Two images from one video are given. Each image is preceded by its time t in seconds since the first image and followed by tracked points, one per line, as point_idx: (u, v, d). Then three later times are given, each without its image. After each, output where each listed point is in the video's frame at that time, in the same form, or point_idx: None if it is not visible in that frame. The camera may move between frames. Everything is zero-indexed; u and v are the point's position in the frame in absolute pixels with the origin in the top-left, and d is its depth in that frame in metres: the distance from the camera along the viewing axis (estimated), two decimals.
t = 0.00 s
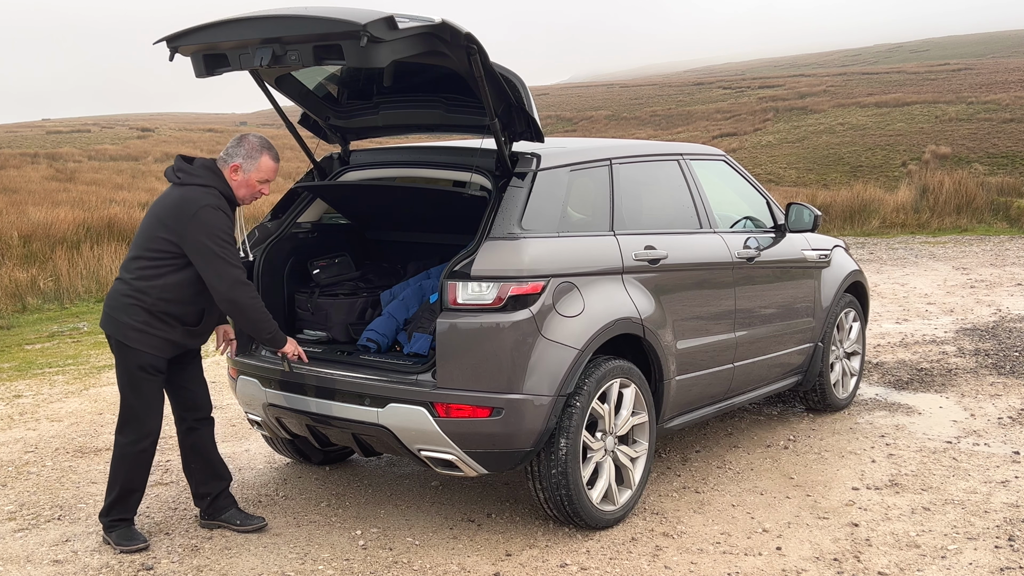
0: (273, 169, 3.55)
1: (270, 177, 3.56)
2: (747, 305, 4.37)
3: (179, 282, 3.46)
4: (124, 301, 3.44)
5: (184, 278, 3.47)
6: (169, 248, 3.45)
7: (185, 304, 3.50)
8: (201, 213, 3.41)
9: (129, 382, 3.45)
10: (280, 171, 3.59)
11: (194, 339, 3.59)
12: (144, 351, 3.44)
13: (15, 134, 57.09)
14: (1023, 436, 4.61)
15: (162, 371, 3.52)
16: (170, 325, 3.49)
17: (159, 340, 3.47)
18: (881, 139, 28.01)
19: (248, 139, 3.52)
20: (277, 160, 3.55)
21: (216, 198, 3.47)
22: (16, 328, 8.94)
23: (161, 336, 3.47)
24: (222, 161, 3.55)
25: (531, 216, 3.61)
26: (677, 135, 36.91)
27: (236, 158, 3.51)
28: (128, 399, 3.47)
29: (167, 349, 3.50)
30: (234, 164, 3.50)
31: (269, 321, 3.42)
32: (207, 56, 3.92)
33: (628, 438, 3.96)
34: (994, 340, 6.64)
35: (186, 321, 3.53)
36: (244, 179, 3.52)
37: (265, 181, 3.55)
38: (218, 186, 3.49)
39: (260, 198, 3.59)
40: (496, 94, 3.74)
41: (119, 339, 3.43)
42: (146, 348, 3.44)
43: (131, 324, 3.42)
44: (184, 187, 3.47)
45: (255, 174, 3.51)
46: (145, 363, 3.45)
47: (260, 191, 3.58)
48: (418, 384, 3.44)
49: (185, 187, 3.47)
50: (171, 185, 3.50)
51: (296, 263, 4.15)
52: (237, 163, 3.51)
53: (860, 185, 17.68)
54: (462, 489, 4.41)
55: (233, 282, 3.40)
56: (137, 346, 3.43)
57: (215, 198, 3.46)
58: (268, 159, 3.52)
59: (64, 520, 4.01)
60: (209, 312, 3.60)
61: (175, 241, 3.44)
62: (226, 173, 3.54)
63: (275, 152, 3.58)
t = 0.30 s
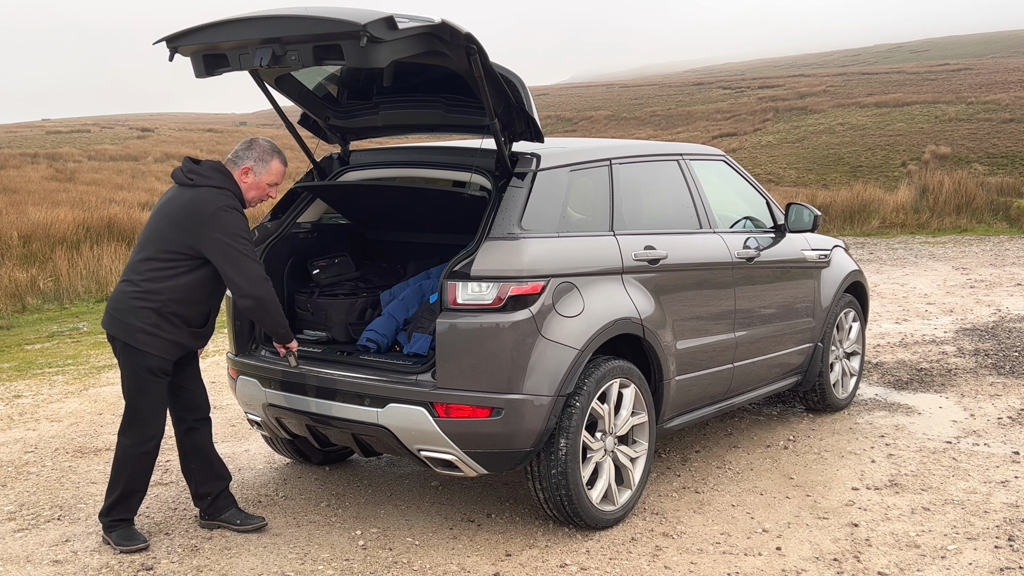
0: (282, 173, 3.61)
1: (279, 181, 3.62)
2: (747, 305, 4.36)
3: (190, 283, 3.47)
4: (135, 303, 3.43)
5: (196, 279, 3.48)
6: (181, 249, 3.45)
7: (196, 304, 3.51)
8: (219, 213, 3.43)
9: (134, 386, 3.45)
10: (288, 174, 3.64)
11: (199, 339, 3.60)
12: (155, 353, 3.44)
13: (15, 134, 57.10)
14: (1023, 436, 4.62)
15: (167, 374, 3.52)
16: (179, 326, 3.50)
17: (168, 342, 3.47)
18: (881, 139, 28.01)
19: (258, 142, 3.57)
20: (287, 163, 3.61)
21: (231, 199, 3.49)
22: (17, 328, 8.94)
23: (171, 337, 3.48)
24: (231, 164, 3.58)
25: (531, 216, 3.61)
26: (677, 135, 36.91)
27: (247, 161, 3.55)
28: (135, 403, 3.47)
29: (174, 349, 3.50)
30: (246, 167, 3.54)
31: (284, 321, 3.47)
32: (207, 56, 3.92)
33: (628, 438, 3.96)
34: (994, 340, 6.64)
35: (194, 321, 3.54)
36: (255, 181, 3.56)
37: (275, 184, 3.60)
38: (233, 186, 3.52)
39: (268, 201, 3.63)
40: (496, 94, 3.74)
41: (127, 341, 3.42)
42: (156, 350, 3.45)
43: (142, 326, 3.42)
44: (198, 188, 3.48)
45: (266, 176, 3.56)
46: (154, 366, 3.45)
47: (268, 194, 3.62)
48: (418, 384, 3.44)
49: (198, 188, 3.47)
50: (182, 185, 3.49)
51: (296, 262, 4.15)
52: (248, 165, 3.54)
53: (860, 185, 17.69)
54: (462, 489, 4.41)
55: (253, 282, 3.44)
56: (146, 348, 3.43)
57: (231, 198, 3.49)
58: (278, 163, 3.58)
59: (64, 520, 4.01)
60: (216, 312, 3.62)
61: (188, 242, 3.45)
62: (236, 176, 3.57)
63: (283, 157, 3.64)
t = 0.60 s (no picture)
0: (274, 165, 3.63)
1: (272, 173, 3.64)
2: (746, 305, 4.36)
3: (188, 280, 3.47)
4: (136, 302, 3.43)
5: (193, 277, 3.48)
6: (177, 247, 3.45)
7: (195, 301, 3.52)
8: (214, 207, 3.44)
9: (134, 386, 3.45)
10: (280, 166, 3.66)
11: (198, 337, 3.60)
12: (158, 353, 3.45)
13: (15, 133, 57.11)
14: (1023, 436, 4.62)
15: (166, 374, 3.52)
16: (179, 324, 3.50)
17: (168, 341, 3.47)
18: (881, 140, 28.01)
19: (248, 136, 3.58)
20: (278, 156, 3.62)
21: (225, 193, 3.50)
22: (17, 328, 8.95)
23: (172, 336, 3.48)
24: (223, 160, 3.58)
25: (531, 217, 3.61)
26: (677, 136, 36.92)
27: (239, 155, 3.55)
28: (134, 403, 3.47)
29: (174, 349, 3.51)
30: (238, 161, 3.55)
31: (285, 314, 3.48)
32: (207, 56, 3.92)
33: (628, 438, 3.96)
34: (994, 340, 6.64)
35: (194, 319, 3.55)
36: (248, 176, 3.57)
37: (267, 176, 3.61)
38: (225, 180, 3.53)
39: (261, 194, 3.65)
40: (496, 94, 3.74)
41: (127, 342, 3.42)
42: (157, 350, 3.45)
43: (143, 326, 3.42)
44: (191, 184, 3.48)
45: (259, 170, 3.58)
46: (154, 366, 3.46)
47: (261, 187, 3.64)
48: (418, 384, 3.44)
49: (191, 184, 3.48)
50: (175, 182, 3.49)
51: (296, 262, 4.15)
52: (241, 160, 3.55)
53: (860, 185, 17.69)
54: (462, 489, 4.41)
55: (251, 273, 3.45)
56: (146, 348, 3.43)
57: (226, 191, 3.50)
58: (270, 156, 3.60)
59: (64, 520, 4.01)
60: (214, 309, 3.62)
61: (185, 238, 3.45)
62: (229, 171, 3.57)
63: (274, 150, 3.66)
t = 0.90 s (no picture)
0: (252, 154, 3.60)
1: (250, 161, 3.61)
2: (746, 305, 4.36)
3: (165, 276, 3.46)
4: (117, 300, 3.44)
5: (170, 272, 3.47)
6: (153, 242, 3.44)
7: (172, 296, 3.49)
8: (179, 198, 3.40)
9: (122, 385, 3.46)
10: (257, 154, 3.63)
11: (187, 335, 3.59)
12: (142, 351, 3.45)
13: (17, 133, 57.16)
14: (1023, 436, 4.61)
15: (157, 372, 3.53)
16: (161, 321, 3.49)
17: (153, 339, 3.47)
18: (881, 140, 28.01)
19: (223, 126, 3.54)
20: (254, 143, 3.58)
21: (193, 183, 3.45)
22: (17, 328, 8.95)
23: (154, 333, 3.47)
24: (199, 152, 3.54)
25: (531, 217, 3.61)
26: (677, 136, 36.92)
27: (216, 146, 3.52)
28: (124, 403, 3.47)
29: (161, 346, 3.50)
30: (215, 153, 3.51)
31: (237, 310, 3.40)
32: (207, 56, 3.93)
33: (628, 438, 3.96)
34: (994, 340, 6.64)
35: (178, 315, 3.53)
36: (226, 166, 3.54)
37: (246, 166, 3.59)
38: (195, 171, 3.50)
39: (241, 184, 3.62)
40: (496, 94, 3.74)
41: (112, 341, 3.43)
42: (144, 348, 3.45)
43: (125, 324, 3.43)
44: (161, 178, 3.47)
45: (237, 160, 3.54)
46: (142, 364, 3.46)
47: (240, 177, 3.61)
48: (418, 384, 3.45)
49: (161, 177, 3.47)
50: (146, 177, 3.49)
51: (296, 262, 4.14)
52: (218, 151, 3.52)
53: (860, 185, 17.69)
54: (462, 489, 4.41)
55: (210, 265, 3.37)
56: (132, 347, 3.43)
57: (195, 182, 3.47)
58: (247, 144, 3.56)
59: (65, 520, 4.01)
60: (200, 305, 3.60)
61: (156, 233, 3.44)
62: (206, 164, 3.53)
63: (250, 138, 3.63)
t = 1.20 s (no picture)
0: (210, 142, 3.51)
1: (209, 150, 3.52)
2: (746, 305, 4.36)
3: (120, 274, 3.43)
4: (84, 300, 3.45)
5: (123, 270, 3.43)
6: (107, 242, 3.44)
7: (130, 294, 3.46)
8: (114, 193, 3.35)
9: (96, 385, 3.47)
10: (215, 142, 3.53)
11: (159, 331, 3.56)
12: (110, 350, 3.45)
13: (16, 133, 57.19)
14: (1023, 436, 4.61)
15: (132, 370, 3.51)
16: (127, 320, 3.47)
17: (118, 337, 3.45)
18: (882, 140, 28.01)
19: (176, 117, 3.46)
20: (210, 132, 3.49)
21: (133, 177, 3.38)
22: (17, 328, 8.95)
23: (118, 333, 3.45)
24: (154, 148, 3.49)
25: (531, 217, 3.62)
26: (677, 136, 36.93)
27: (171, 140, 3.45)
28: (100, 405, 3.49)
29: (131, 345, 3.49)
30: (171, 147, 3.45)
31: (136, 313, 3.30)
32: (207, 56, 3.94)
33: (628, 438, 3.96)
34: (994, 340, 6.64)
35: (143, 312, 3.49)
36: (184, 159, 3.47)
37: (204, 155, 3.50)
38: (147, 166, 3.45)
39: (203, 174, 3.55)
40: (496, 94, 3.74)
41: (82, 342, 3.44)
42: (115, 348, 3.45)
43: (91, 325, 3.42)
44: (111, 175, 3.44)
45: (194, 151, 3.47)
46: (111, 362, 3.46)
47: (201, 168, 3.54)
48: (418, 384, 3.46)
49: (111, 175, 3.44)
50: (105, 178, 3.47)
51: (296, 262, 4.14)
52: (174, 145, 3.45)
53: (860, 185, 17.69)
54: (462, 489, 4.40)
55: (130, 266, 3.30)
56: (98, 346, 3.43)
57: (143, 179, 3.41)
58: (203, 133, 3.47)
59: (65, 520, 4.01)
60: (167, 301, 3.55)
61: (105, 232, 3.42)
62: (161, 159, 3.48)
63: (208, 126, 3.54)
